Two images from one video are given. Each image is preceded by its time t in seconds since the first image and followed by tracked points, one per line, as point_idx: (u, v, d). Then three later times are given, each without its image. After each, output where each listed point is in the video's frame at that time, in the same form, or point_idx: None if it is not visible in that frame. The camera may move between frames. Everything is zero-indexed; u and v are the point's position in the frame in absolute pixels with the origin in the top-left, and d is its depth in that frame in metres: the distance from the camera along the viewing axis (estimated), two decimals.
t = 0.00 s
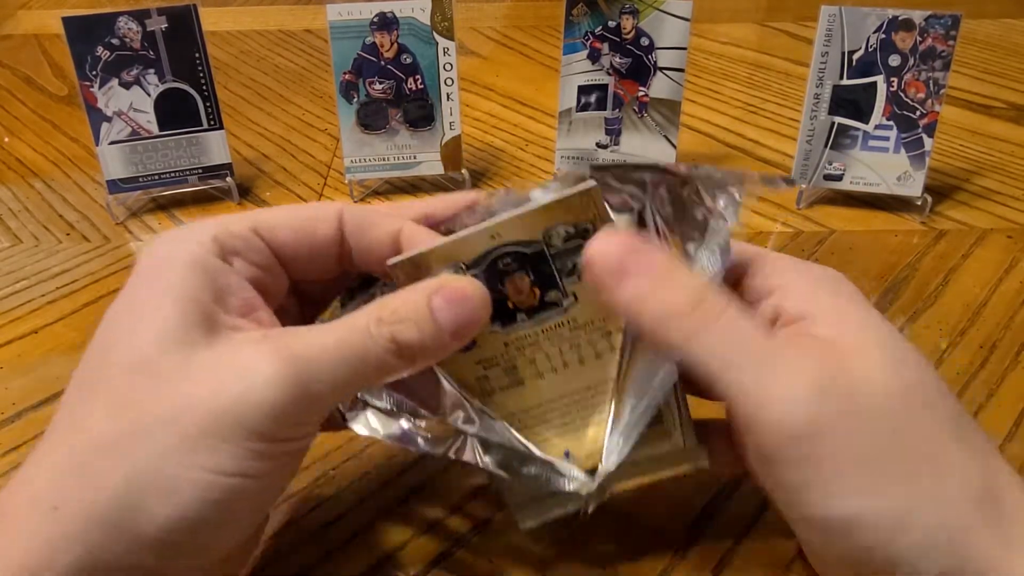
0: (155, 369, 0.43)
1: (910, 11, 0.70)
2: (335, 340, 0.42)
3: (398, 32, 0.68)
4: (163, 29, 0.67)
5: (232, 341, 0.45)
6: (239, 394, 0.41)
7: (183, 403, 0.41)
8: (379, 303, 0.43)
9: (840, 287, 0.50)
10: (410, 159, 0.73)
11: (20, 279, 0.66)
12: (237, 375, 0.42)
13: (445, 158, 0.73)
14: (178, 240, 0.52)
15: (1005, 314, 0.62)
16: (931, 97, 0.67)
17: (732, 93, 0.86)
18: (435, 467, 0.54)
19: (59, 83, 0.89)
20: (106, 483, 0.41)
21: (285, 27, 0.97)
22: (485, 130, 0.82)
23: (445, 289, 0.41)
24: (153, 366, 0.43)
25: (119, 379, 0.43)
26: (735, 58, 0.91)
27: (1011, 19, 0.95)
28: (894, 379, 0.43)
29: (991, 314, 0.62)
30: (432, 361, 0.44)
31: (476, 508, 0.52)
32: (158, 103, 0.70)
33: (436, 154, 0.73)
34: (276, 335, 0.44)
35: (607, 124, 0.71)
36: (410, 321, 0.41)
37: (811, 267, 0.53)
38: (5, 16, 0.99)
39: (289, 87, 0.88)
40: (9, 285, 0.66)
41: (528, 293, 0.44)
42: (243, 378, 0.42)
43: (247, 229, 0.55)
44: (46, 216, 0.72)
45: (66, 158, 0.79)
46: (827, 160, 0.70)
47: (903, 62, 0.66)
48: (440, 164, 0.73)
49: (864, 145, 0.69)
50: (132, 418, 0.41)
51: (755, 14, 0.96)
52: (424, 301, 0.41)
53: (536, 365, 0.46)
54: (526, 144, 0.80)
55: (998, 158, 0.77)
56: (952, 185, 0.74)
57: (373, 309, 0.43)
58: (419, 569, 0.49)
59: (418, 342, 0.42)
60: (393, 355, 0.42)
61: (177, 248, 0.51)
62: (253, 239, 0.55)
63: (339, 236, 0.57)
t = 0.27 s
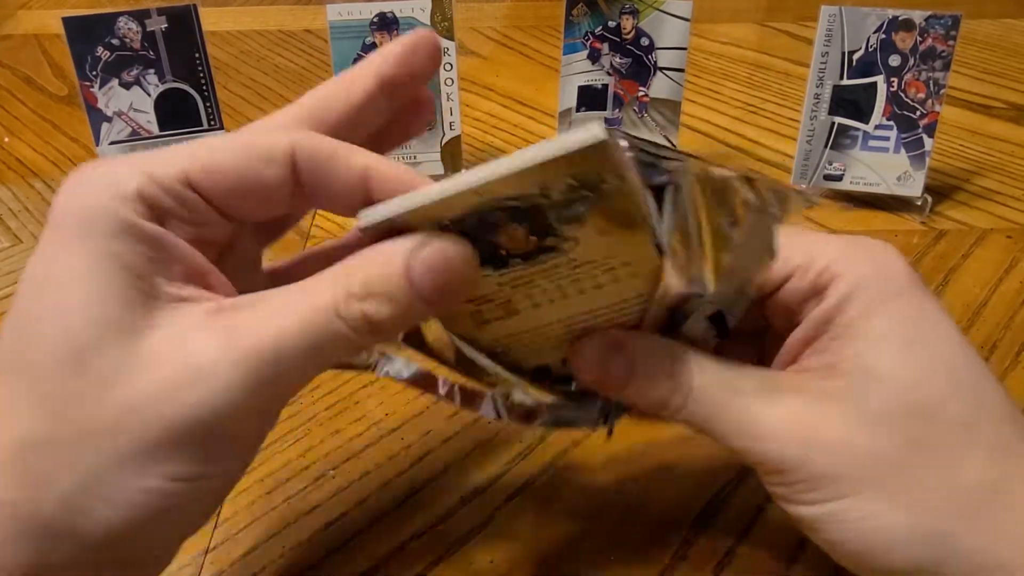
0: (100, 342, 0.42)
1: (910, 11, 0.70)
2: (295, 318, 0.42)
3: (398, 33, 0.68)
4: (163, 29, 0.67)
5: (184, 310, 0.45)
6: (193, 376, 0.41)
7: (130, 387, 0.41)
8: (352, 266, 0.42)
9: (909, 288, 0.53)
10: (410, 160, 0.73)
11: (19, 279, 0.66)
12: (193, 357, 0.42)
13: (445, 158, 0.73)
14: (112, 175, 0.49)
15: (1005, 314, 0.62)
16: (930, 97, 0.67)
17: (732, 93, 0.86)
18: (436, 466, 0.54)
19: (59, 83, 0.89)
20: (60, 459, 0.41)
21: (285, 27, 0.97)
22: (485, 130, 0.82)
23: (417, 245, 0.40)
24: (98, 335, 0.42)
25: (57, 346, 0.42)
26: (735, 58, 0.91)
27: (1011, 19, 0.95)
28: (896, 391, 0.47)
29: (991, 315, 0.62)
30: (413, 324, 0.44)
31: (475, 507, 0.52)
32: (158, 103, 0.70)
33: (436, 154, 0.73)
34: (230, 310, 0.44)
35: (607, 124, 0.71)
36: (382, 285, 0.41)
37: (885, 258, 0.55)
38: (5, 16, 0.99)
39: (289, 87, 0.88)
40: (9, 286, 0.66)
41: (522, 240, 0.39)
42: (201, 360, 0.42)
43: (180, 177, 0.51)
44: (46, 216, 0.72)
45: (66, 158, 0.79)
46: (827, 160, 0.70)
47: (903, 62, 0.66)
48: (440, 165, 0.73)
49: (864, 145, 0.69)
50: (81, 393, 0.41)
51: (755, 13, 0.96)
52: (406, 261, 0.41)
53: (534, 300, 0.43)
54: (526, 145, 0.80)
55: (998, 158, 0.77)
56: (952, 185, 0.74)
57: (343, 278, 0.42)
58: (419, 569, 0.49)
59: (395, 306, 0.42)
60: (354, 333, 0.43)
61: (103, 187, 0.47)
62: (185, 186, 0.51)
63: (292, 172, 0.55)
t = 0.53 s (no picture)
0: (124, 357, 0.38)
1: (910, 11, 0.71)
2: (340, 361, 0.39)
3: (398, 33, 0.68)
4: (163, 29, 0.67)
5: (221, 325, 0.40)
6: (223, 416, 0.38)
7: (163, 417, 0.38)
8: (400, 295, 0.40)
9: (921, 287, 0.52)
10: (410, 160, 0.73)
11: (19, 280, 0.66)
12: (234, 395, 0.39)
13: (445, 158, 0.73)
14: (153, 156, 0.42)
15: (1005, 314, 0.62)
16: (930, 97, 0.67)
17: (732, 93, 0.86)
18: (435, 466, 0.54)
19: (59, 83, 0.89)
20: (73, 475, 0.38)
21: (285, 27, 0.97)
22: (485, 130, 0.82)
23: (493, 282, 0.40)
24: (123, 348, 0.38)
25: (80, 354, 0.38)
26: (735, 58, 0.91)
27: (1011, 19, 0.95)
28: (902, 390, 0.47)
29: (991, 315, 0.62)
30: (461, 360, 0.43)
31: (475, 508, 0.52)
32: (158, 103, 0.70)
33: (436, 154, 0.73)
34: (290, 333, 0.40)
35: (607, 124, 0.71)
36: (446, 321, 0.40)
37: (899, 251, 0.53)
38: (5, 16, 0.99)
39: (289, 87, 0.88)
40: (9, 286, 0.66)
41: (574, 262, 0.40)
42: (234, 398, 0.38)
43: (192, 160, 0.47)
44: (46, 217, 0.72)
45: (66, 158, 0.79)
46: (827, 160, 0.70)
47: (903, 62, 0.66)
48: (440, 165, 0.73)
49: (864, 145, 0.69)
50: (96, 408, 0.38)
51: (754, 13, 0.96)
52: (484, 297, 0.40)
53: (564, 298, 0.44)
54: (526, 145, 0.80)
55: (997, 158, 0.77)
56: (952, 186, 0.74)
57: (404, 308, 0.40)
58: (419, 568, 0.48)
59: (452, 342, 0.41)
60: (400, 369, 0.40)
61: (131, 165, 0.41)
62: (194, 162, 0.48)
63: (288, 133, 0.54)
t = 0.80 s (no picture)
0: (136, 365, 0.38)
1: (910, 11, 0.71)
2: (339, 360, 0.39)
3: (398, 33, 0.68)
4: (163, 29, 0.67)
5: (224, 326, 0.40)
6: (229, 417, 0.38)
7: (173, 421, 0.38)
8: (397, 288, 0.41)
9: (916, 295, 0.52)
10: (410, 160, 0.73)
11: (19, 280, 0.66)
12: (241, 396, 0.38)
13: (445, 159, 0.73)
14: (149, 164, 0.42)
15: (1004, 315, 0.62)
16: (930, 97, 0.67)
17: (732, 94, 0.86)
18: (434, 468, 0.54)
19: (59, 83, 0.89)
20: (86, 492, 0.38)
21: (285, 27, 0.97)
22: (486, 131, 0.82)
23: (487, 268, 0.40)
24: (134, 356, 0.38)
25: (95, 362, 0.38)
26: (735, 58, 0.91)
27: (1011, 19, 0.95)
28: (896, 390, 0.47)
29: (991, 315, 0.62)
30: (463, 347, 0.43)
31: (476, 508, 0.51)
32: (158, 103, 0.70)
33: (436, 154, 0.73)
34: (292, 332, 0.41)
35: (607, 125, 0.71)
36: (443, 308, 0.40)
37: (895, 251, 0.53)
38: (5, 16, 0.99)
39: (289, 87, 0.88)
40: (10, 285, 0.66)
41: (564, 251, 0.40)
42: (241, 398, 0.38)
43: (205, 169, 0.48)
44: (46, 217, 0.72)
45: (66, 158, 0.79)
46: (826, 160, 0.70)
47: (903, 62, 0.66)
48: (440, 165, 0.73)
49: (864, 145, 0.69)
50: (110, 419, 0.38)
51: (754, 13, 0.96)
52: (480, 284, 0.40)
53: (559, 290, 0.44)
54: (526, 145, 0.80)
55: (997, 158, 0.77)
56: (952, 186, 0.74)
57: (401, 301, 0.40)
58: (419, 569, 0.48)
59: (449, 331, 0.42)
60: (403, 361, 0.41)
61: (129, 176, 0.42)
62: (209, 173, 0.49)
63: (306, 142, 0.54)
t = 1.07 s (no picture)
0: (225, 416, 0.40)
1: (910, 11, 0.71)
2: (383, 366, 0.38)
3: (398, 33, 0.68)
4: (163, 29, 0.68)
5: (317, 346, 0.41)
6: (300, 429, 0.38)
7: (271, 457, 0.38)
8: (384, 307, 0.40)
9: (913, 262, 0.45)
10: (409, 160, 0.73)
11: (19, 280, 0.66)
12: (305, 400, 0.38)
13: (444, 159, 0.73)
14: (247, 267, 0.48)
15: (1005, 315, 0.62)
16: (930, 97, 0.67)
17: (732, 94, 0.86)
18: (437, 464, 0.53)
19: (59, 83, 0.89)
20: (179, 538, 0.38)
21: (285, 27, 0.97)
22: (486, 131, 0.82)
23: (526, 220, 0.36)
24: (222, 411, 0.40)
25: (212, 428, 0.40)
26: (735, 58, 0.91)
27: (1010, 19, 0.95)
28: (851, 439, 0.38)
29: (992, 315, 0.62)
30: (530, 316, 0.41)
31: (477, 506, 0.51)
32: (158, 103, 0.70)
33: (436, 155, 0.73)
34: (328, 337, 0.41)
35: (607, 124, 0.71)
36: (490, 277, 0.38)
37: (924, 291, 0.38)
38: (5, 17, 0.99)
39: (289, 87, 0.88)
40: (10, 286, 0.66)
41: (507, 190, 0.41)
42: (302, 404, 0.38)
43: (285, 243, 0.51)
44: (46, 217, 0.72)
45: (65, 158, 0.79)
46: (827, 160, 0.70)
47: (903, 62, 0.66)
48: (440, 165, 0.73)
49: (864, 145, 0.69)
50: (206, 472, 0.39)
51: (754, 14, 0.96)
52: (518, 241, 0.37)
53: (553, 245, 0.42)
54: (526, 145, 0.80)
55: (997, 158, 0.77)
56: (952, 186, 0.74)
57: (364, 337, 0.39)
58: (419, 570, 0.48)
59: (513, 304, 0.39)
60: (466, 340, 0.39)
61: (230, 279, 0.47)
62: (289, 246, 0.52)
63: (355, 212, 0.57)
